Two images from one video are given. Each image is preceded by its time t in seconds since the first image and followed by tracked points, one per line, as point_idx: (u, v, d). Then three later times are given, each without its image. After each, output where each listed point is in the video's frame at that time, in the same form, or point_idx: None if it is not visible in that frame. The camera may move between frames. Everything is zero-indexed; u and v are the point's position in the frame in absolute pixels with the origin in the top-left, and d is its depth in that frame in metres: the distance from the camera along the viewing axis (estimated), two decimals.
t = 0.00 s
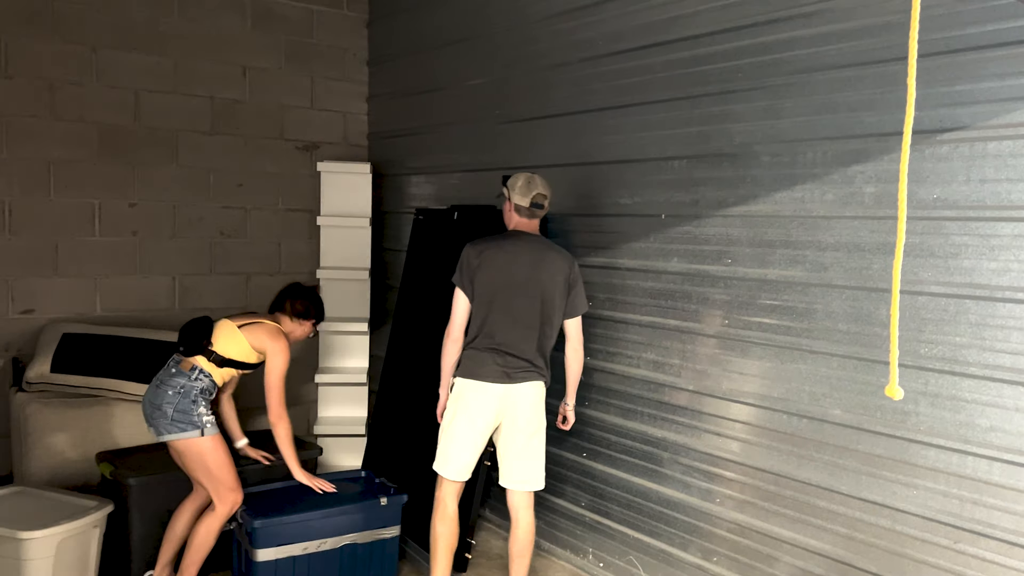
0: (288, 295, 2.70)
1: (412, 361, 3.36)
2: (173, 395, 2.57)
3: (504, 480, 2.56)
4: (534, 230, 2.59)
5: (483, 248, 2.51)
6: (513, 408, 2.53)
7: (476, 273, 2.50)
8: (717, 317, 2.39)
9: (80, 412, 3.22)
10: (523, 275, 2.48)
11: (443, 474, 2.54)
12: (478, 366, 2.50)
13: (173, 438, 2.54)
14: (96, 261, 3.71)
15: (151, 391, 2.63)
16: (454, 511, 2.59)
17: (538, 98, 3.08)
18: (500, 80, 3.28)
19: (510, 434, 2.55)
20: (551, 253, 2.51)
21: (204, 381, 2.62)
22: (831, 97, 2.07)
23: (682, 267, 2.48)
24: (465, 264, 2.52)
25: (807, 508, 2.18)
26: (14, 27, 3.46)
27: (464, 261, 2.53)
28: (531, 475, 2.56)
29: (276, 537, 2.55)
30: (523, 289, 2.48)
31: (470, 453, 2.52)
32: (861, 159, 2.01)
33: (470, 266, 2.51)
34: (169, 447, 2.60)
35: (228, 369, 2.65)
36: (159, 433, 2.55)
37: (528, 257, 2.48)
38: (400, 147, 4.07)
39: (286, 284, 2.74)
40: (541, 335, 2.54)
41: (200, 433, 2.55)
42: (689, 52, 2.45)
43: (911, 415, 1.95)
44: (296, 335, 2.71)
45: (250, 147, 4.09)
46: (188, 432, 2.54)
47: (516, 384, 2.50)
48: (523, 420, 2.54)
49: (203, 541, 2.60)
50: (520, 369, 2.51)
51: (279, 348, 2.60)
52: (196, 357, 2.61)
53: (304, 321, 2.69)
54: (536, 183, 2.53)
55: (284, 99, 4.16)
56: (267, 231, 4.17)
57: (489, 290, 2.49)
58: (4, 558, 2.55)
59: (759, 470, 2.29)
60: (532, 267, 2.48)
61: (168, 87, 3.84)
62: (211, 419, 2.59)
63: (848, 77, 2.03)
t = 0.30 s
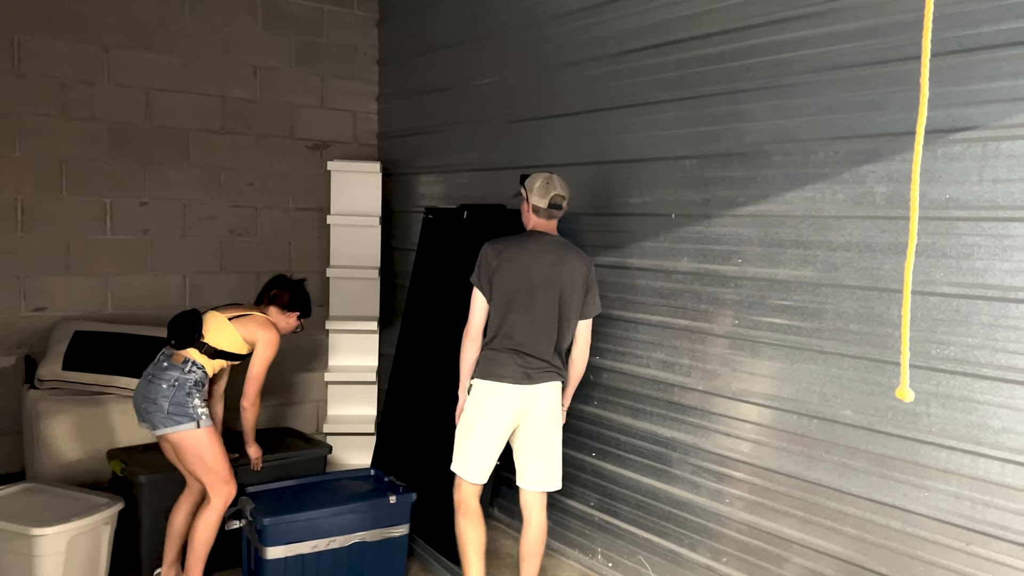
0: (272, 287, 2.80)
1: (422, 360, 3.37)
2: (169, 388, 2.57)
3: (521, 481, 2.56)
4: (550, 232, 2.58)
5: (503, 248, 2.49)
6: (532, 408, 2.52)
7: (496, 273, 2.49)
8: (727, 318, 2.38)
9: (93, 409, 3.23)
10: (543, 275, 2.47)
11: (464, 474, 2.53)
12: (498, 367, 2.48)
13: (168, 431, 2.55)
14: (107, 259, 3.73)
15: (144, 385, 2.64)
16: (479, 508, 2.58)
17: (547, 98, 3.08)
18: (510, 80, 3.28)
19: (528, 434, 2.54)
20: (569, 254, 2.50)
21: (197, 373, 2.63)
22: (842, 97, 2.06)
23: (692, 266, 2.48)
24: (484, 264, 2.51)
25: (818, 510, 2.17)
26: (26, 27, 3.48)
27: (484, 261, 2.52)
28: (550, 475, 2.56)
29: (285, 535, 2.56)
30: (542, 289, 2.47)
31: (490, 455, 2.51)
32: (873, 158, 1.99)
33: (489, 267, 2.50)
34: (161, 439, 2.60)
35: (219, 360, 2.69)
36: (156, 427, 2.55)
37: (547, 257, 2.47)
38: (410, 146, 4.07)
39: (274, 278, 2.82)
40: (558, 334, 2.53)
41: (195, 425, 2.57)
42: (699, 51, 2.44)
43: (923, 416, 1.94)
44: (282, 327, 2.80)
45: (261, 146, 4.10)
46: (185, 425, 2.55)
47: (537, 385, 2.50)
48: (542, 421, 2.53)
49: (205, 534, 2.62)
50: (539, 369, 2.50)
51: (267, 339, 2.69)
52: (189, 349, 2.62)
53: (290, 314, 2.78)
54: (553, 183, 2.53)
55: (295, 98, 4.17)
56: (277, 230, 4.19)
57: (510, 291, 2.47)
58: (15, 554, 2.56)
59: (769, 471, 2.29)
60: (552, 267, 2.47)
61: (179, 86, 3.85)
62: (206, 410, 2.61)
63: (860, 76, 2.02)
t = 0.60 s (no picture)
0: (281, 291, 2.82)
1: (437, 357, 3.37)
2: (170, 379, 2.60)
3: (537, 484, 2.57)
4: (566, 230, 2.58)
5: (523, 250, 2.46)
6: (553, 412, 2.52)
7: (515, 277, 2.46)
8: (743, 317, 2.37)
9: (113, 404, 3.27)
10: (562, 277, 2.45)
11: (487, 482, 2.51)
12: (520, 372, 2.47)
13: (166, 422, 2.56)
14: (124, 255, 3.76)
15: (143, 376, 2.65)
16: (529, 520, 2.53)
17: (563, 95, 3.07)
18: (525, 77, 3.28)
19: (549, 438, 2.54)
20: (584, 253, 2.50)
21: (198, 367, 2.67)
22: (860, 94, 2.04)
23: (708, 265, 2.47)
24: (504, 268, 2.48)
25: (833, 510, 2.16)
26: (46, 24, 3.51)
27: (501, 265, 2.48)
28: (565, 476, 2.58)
29: (300, 531, 2.57)
30: (562, 291, 2.46)
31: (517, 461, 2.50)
32: (892, 156, 1.98)
33: (507, 271, 2.47)
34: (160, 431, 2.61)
35: (220, 357, 2.70)
36: (154, 417, 2.57)
37: (566, 258, 2.46)
38: (425, 144, 4.08)
39: (285, 283, 2.84)
40: (574, 335, 2.53)
41: (193, 416, 2.59)
42: (716, 49, 2.43)
43: (941, 416, 1.92)
44: (288, 333, 2.82)
45: (276, 144, 4.12)
46: (183, 415, 2.57)
47: (558, 388, 2.50)
48: (562, 424, 2.54)
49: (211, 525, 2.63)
50: (560, 372, 2.50)
51: (273, 343, 2.71)
52: (193, 343, 2.65)
53: (296, 321, 2.80)
54: (563, 177, 2.54)
55: (311, 96, 4.19)
56: (293, 227, 4.20)
57: (530, 294, 2.45)
58: (34, 548, 2.59)
59: (785, 471, 2.27)
60: (570, 268, 2.46)
61: (195, 84, 3.87)
62: (204, 403, 2.64)
63: (879, 74, 2.00)
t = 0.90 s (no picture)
0: (298, 286, 2.82)
1: (456, 355, 3.38)
2: (187, 372, 2.62)
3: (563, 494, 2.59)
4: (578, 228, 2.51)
5: (549, 254, 2.37)
6: (578, 414, 2.48)
7: (546, 281, 2.36)
8: (764, 316, 2.35)
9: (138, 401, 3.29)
10: (585, 279, 2.40)
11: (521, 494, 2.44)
12: (550, 378, 2.39)
13: (185, 415, 2.58)
14: (147, 252, 3.80)
15: (162, 371, 2.68)
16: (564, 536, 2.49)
17: (583, 93, 3.07)
18: (545, 75, 3.28)
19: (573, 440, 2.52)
20: (600, 251, 2.46)
21: (216, 360, 2.67)
22: (884, 92, 2.02)
23: (729, 264, 2.45)
24: (531, 273, 2.35)
25: (853, 511, 2.14)
26: (70, 24, 3.55)
27: (528, 271, 2.35)
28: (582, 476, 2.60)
29: (319, 526, 2.59)
30: (586, 294, 2.41)
31: (552, 469, 2.43)
32: (916, 154, 1.96)
33: (536, 276, 2.35)
34: (180, 426, 2.63)
35: (238, 351, 2.72)
36: (173, 411, 2.59)
37: (587, 259, 2.41)
38: (444, 142, 4.09)
39: (301, 278, 2.86)
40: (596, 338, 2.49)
41: (211, 410, 2.60)
42: (737, 46, 2.42)
43: (965, 418, 1.90)
44: (304, 327, 2.83)
45: (297, 142, 4.14)
46: (201, 409, 2.59)
47: (584, 392, 2.46)
48: (584, 425, 2.52)
49: (231, 520, 2.66)
50: (584, 375, 2.45)
51: (289, 337, 2.73)
52: (210, 337, 2.67)
53: (312, 315, 2.81)
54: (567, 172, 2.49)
55: (332, 94, 4.20)
56: (313, 225, 4.22)
57: (560, 297, 2.38)
58: (58, 541, 2.63)
59: (805, 471, 2.26)
60: (591, 270, 2.41)
61: (217, 82, 3.90)
62: (222, 396, 2.64)
63: (903, 71, 1.98)
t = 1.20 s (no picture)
0: (320, 284, 2.85)
1: (480, 354, 3.38)
2: (218, 366, 2.65)
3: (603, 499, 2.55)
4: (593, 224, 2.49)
5: (575, 257, 2.33)
6: (610, 418, 2.47)
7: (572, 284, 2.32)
8: (790, 316, 2.34)
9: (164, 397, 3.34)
10: (610, 281, 2.38)
11: (561, 503, 2.42)
12: (585, 384, 2.37)
13: (215, 409, 2.61)
14: (175, 251, 3.84)
15: (193, 367, 2.71)
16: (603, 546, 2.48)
17: (608, 92, 3.06)
18: (570, 74, 3.27)
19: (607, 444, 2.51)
20: (618, 249, 2.45)
21: (245, 355, 2.71)
22: (913, 90, 2.00)
23: (754, 263, 2.44)
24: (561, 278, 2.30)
25: (879, 513, 2.13)
26: (101, 25, 3.60)
27: (556, 276, 2.30)
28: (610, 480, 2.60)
29: (344, 523, 2.61)
30: (611, 296, 2.40)
31: (593, 475, 2.41)
32: (945, 153, 1.94)
33: (565, 281, 2.30)
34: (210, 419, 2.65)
35: (267, 346, 2.75)
36: (204, 404, 2.61)
37: (610, 260, 2.39)
38: (468, 141, 4.10)
39: (322, 276, 2.90)
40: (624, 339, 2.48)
41: (241, 403, 2.62)
42: (764, 44, 2.40)
43: (995, 420, 1.87)
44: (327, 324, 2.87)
45: (323, 142, 4.17)
46: (230, 402, 2.61)
47: (617, 395, 2.45)
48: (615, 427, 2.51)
49: (256, 515, 2.67)
50: (617, 378, 2.44)
51: (317, 333, 2.77)
52: (240, 332, 2.71)
53: (336, 311, 2.85)
54: (579, 171, 2.46)
55: (357, 94, 4.23)
56: (338, 224, 4.25)
57: (588, 300, 2.35)
58: (87, 535, 2.67)
59: (831, 473, 2.24)
60: (613, 270, 2.40)
61: (245, 82, 3.94)
62: (252, 390, 2.67)
63: (932, 69, 1.96)
